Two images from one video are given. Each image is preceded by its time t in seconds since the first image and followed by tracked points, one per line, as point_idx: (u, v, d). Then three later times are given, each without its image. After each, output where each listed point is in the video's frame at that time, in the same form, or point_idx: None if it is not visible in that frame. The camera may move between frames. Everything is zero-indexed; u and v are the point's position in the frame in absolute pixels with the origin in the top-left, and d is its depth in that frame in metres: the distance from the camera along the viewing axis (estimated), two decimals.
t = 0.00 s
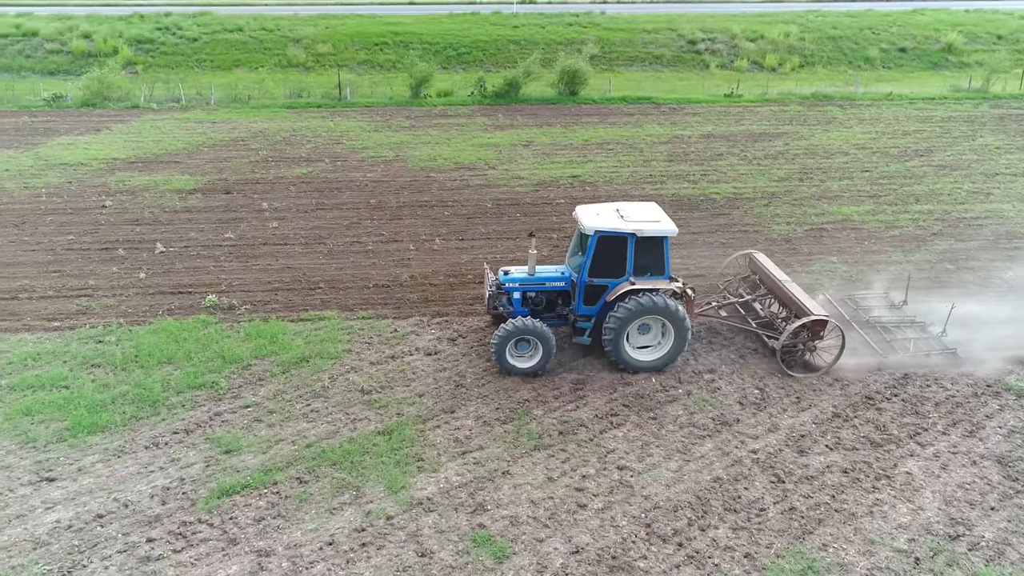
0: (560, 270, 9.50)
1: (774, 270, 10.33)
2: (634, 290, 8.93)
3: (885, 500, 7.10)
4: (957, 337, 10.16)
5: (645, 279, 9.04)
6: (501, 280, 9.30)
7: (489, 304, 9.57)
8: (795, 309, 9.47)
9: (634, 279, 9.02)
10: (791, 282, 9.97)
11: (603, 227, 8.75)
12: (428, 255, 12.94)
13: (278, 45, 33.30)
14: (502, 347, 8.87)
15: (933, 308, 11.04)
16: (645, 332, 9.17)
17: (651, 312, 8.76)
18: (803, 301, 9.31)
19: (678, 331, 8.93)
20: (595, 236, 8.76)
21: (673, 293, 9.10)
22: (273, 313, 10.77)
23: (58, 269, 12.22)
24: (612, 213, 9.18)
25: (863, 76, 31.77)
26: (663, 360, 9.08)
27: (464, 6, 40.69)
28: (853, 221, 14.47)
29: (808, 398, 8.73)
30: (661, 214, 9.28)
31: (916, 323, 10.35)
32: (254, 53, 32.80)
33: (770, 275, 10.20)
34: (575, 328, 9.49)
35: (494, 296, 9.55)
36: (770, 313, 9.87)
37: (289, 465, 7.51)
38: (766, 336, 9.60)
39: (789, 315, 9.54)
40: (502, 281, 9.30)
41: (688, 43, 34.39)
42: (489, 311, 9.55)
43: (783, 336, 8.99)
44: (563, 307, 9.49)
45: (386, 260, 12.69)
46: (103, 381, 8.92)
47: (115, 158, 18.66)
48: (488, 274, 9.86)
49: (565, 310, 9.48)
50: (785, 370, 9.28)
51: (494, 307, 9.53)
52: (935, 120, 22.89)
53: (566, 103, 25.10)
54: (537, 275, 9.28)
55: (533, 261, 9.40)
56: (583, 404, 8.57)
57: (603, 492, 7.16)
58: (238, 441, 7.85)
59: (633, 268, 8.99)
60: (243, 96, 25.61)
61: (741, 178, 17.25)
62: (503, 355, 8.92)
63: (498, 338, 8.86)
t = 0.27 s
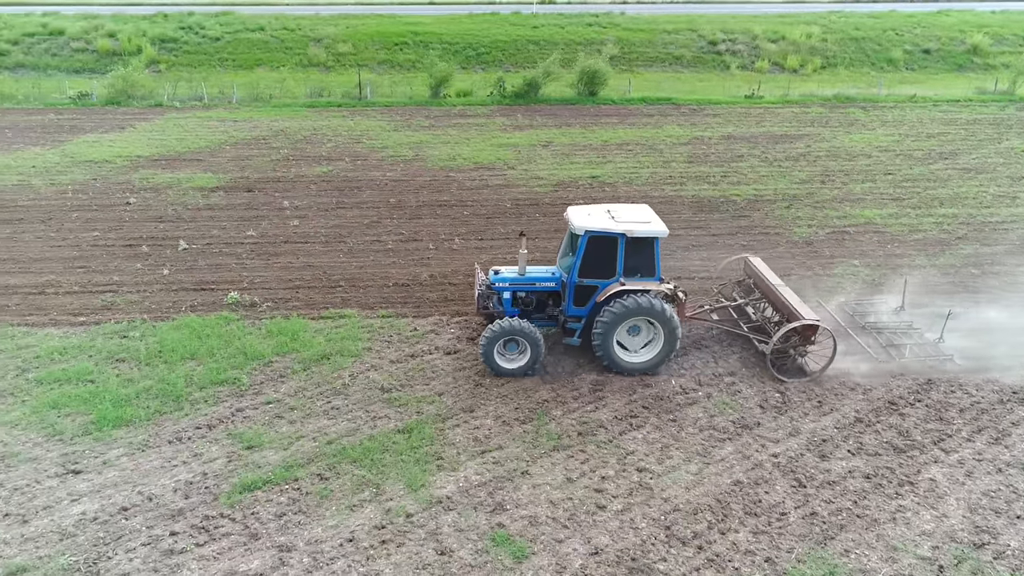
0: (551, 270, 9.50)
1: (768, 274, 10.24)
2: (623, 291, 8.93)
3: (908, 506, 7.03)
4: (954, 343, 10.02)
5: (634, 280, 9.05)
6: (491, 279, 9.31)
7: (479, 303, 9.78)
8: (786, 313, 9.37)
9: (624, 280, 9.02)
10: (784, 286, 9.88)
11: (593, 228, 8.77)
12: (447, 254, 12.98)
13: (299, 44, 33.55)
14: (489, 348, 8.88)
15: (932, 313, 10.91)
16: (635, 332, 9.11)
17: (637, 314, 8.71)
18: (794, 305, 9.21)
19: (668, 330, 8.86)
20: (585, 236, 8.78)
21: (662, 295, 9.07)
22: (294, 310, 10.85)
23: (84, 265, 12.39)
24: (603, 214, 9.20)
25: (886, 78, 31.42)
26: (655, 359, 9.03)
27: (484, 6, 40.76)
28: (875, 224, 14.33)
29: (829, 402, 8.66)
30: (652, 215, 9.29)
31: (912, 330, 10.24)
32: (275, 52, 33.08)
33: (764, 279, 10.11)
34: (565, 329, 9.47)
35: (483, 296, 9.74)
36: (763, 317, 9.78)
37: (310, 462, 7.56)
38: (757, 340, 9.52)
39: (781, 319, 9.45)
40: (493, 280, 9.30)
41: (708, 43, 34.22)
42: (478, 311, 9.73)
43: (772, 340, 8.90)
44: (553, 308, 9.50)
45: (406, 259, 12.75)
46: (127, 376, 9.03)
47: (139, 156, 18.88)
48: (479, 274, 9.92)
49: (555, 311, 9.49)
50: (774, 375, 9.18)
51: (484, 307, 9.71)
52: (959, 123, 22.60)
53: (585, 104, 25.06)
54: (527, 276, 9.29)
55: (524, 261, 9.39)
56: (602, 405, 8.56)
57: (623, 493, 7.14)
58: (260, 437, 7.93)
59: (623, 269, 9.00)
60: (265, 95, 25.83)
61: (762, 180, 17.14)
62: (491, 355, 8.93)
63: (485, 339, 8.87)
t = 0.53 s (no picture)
0: (539, 273, 9.44)
1: (763, 276, 10.13)
2: (610, 293, 8.86)
3: (932, 513, 6.95)
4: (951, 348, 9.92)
5: (623, 282, 8.98)
6: (479, 282, 9.28)
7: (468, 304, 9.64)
8: (778, 316, 9.28)
9: (612, 283, 8.95)
10: (778, 289, 9.78)
11: (580, 229, 8.70)
12: (467, 254, 13.01)
13: (319, 44, 33.80)
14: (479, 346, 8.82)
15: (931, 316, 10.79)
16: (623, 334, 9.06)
17: (616, 318, 8.66)
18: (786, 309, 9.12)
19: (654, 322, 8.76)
20: (572, 238, 8.71)
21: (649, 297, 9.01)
22: (315, 308, 10.93)
23: (108, 262, 12.54)
24: (591, 216, 9.14)
25: (909, 80, 31.08)
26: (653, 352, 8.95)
27: (503, 6, 40.83)
28: (898, 227, 14.18)
29: (852, 407, 8.58)
30: (640, 217, 9.23)
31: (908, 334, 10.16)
32: (296, 51, 33.33)
33: (758, 281, 10.01)
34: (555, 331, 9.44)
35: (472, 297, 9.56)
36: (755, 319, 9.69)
37: (331, 459, 7.62)
38: (747, 343, 9.44)
39: (772, 322, 9.36)
40: (481, 282, 9.26)
41: (728, 44, 34.06)
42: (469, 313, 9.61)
43: (762, 344, 8.81)
44: (542, 310, 9.47)
45: (425, 258, 12.81)
46: (151, 372, 9.14)
47: (163, 153, 19.11)
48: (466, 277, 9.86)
49: (543, 312, 9.45)
50: (764, 379, 9.11)
51: (474, 308, 9.57)
52: (985, 125, 22.30)
53: (604, 104, 25.02)
54: (514, 278, 9.25)
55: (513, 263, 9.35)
56: (622, 406, 8.54)
57: (642, 495, 7.12)
58: (281, 433, 7.99)
59: (611, 271, 8.93)
60: (286, 94, 26.03)
61: (783, 182, 17.01)
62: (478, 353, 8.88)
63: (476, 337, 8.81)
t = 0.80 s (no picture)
0: (524, 274, 9.47)
1: (748, 277, 10.07)
2: (592, 296, 8.86)
3: (949, 517, 6.91)
4: (940, 351, 9.86)
5: (606, 285, 8.94)
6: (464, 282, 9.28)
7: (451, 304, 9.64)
8: (762, 318, 9.21)
9: (594, 285, 8.94)
10: (762, 290, 9.72)
11: (562, 231, 8.73)
12: (480, 254, 13.03)
13: (332, 44, 33.93)
14: (462, 342, 8.86)
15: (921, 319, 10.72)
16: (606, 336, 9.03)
17: (588, 323, 8.67)
18: (770, 310, 9.08)
19: (627, 313, 8.66)
20: (554, 240, 8.74)
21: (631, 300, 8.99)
22: (329, 307, 10.98)
23: (125, 260, 12.64)
24: (576, 218, 9.15)
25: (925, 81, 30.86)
26: (640, 343, 8.83)
27: (516, 7, 40.85)
28: (914, 229, 14.09)
29: (868, 410, 8.53)
30: (625, 219, 9.20)
31: (897, 337, 10.10)
32: (309, 51, 33.47)
33: (743, 282, 9.96)
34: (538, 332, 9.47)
35: (455, 297, 9.56)
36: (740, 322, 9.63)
37: (346, 457, 7.65)
38: (731, 345, 9.38)
39: (757, 325, 9.29)
40: (465, 281, 9.30)
41: (742, 44, 33.95)
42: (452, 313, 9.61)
43: (745, 347, 8.76)
44: (526, 311, 9.48)
45: (439, 258, 12.84)
46: (168, 369, 9.21)
47: (178, 152, 19.24)
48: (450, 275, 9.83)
49: (528, 313, 9.46)
50: (748, 382, 9.05)
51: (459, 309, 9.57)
52: (1002, 127, 22.10)
53: (617, 104, 24.98)
54: (499, 278, 9.28)
55: (497, 264, 9.39)
56: (636, 407, 8.53)
57: (657, 496, 7.12)
58: (297, 431, 8.03)
59: (595, 273, 8.92)
60: (299, 94, 26.15)
61: (798, 184, 16.93)
62: (460, 349, 8.93)
63: (461, 332, 8.85)
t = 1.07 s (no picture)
0: (503, 274, 9.44)
1: (730, 278, 10.06)
2: (571, 295, 8.84)
3: (961, 519, 6.89)
4: (921, 353, 9.83)
5: (584, 285, 8.93)
6: (443, 282, 9.27)
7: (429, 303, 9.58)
8: (742, 319, 9.20)
9: (573, 285, 8.92)
10: (743, 291, 9.72)
11: (541, 231, 8.71)
12: (488, 253, 13.06)
13: (340, 44, 34.02)
14: (444, 337, 8.87)
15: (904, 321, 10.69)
16: (586, 336, 8.99)
17: (557, 332, 8.72)
18: (750, 311, 9.07)
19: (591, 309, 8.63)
20: (532, 239, 8.72)
21: (610, 300, 8.97)
22: (339, 307, 11.01)
23: (135, 259, 12.69)
24: (555, 218, 9.14)
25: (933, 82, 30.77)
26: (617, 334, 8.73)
27: (523, 7, 40.91)
28: (923, 230, 14.06)
29: (879, 411, 8.52)
30: (605, 219, 9.19)
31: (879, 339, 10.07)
32: (316, 51, 33.55)
33: (725, 283, 9.94)
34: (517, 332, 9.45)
35: (433, 297, 9.52)
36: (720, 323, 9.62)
37: (358, 456, 7.67)
38: (711, 345, 9.36)
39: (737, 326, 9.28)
40: (444, 281, 9.28)
41: (749, 45, 33.93)
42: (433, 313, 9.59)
43: (724, 348, 8.76)
44: (506, 311, 9.46)
45: (448, 258, 12.87)
46: (179, 368, 9.25)
47: (188, 152, 19.32)
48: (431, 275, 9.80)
49: (508, 313, 9.45)
50: (726, 383, 9.03)
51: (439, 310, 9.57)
52: (1011, 128, 22.03)
53: (625, 105, 24.98)
54: (478, 278, 9.25)
55: (476, 264, 9.38)
56: (647, 407, 8.54)
57: (669, 497, 7.12)
58: (309, 430, 8.06)
59: (573, 273, 8.89)
60: (307, 94, 26.21)
61: (806, 184, 16.91)
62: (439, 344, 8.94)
63: (444, 327, 8.87)
